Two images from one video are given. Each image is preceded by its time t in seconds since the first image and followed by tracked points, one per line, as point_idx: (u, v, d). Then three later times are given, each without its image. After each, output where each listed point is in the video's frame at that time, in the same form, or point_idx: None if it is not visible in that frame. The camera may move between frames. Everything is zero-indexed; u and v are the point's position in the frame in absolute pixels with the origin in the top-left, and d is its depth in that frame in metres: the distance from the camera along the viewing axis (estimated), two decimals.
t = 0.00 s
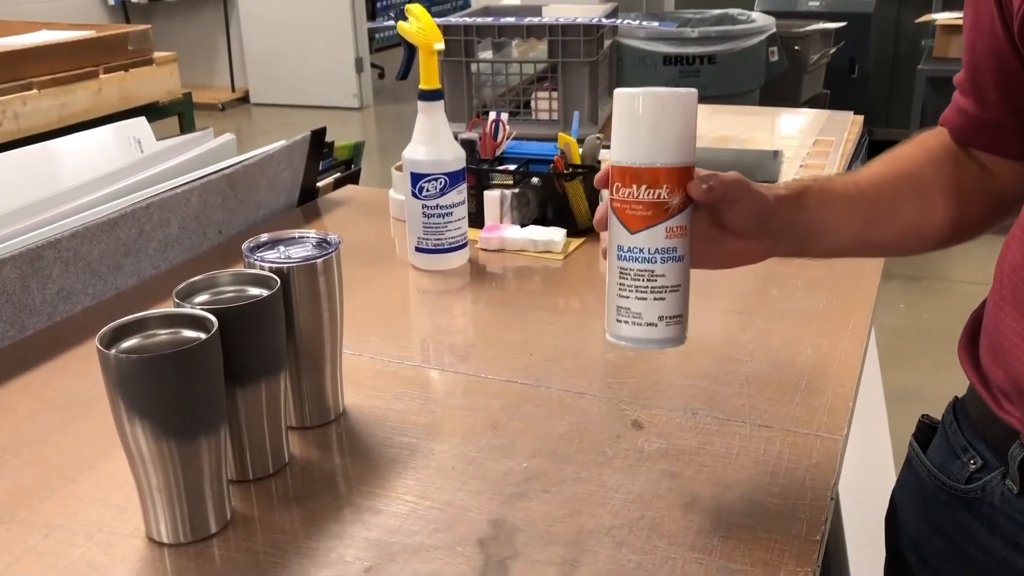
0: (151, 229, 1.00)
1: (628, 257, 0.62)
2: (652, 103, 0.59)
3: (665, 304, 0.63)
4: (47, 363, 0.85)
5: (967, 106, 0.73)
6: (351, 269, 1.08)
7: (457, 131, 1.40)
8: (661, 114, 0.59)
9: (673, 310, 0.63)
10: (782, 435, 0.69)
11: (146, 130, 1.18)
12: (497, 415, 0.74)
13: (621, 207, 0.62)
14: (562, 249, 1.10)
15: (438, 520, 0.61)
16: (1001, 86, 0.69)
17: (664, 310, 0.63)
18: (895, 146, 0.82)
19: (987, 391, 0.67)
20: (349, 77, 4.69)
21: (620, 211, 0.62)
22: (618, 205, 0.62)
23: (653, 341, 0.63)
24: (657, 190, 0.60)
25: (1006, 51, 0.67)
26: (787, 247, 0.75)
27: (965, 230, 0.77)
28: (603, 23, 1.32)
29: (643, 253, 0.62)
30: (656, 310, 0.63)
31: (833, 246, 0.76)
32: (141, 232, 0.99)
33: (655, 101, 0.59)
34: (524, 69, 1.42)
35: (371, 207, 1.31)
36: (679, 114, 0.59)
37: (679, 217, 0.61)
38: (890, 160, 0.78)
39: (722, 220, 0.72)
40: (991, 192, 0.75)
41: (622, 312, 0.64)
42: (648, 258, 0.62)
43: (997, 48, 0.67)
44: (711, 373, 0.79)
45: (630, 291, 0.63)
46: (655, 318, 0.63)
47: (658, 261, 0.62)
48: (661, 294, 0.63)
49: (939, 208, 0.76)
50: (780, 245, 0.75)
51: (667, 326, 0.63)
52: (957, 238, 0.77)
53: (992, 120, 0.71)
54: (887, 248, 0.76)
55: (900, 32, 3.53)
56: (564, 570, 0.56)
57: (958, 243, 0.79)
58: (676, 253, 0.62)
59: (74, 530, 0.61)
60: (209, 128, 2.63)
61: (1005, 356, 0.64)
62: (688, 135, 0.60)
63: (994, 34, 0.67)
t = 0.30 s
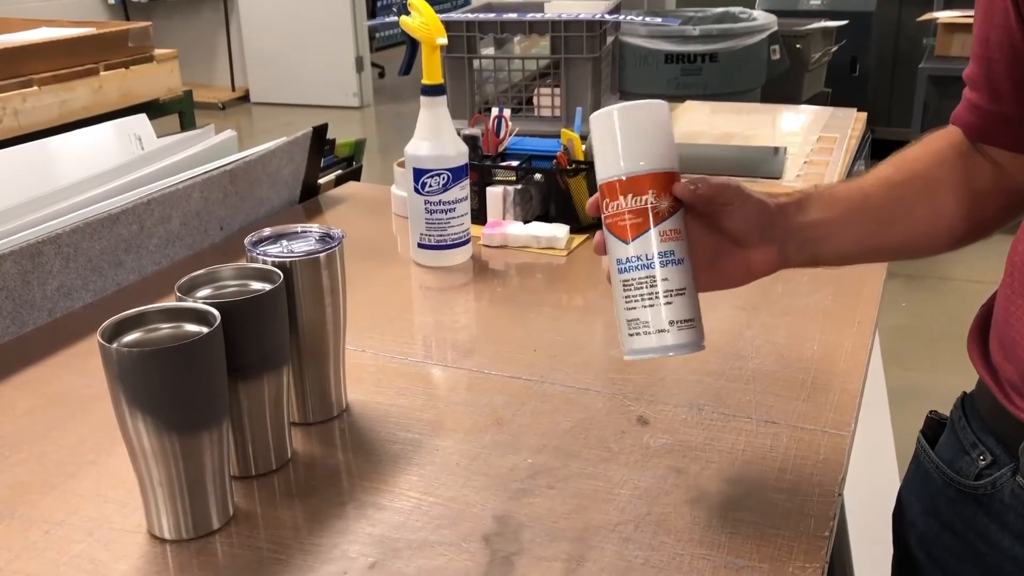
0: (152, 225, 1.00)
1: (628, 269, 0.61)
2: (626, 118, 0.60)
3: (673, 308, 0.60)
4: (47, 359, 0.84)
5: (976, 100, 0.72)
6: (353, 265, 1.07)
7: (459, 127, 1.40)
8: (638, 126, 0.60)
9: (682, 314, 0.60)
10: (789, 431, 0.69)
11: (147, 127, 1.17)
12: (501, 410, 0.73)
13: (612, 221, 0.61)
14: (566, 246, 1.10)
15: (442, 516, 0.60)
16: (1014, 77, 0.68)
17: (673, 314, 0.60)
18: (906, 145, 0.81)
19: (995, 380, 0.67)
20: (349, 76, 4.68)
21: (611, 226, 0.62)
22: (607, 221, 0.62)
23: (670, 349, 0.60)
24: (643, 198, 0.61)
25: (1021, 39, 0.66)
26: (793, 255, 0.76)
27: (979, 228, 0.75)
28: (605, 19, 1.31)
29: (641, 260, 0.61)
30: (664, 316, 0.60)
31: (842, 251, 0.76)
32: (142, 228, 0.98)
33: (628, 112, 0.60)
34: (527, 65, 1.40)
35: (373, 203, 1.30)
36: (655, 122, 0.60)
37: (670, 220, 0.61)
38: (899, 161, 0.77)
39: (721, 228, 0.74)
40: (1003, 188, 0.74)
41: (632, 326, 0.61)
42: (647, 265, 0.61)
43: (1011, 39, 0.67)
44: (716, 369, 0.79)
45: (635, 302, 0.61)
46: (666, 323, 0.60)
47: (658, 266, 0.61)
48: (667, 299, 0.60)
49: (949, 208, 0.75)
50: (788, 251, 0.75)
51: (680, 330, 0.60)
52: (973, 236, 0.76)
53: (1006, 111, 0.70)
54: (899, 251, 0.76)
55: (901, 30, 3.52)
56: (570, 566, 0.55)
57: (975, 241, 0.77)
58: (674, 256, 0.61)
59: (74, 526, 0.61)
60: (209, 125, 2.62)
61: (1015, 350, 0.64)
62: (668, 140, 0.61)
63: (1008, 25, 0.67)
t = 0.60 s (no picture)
0: (152, 220, 0.99)
1: (631, 249, 0.60)
2: (625, 105, 0.60)
3: (676, 286, 0.58)
4: (47, 353, 0.84)
5: (981, 96, 0.71)
6: (354, 261, 1.07)
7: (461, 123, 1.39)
8: (637, 113, 0.60)
9: (686, 293, 0.59)
10: (795, 425, 0.68)
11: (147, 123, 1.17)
12: (504, 405, 0.73)
13: (614, 203, 0.61)
14: (568, 241, 1.09)
15: (446, 510, 0.60)
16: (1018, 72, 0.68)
17: (676, 292, 0.58)
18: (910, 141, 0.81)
19: (1005, 376, 0.65)
20: (349, 75, 4.67)
21: (615, 208, 0.61)
22: (611, 203, 0.61)
23: (676, 328, 0.58)
24: (645, 175, 0.60)
25: None
26: (802, 242, 0.74)
27: (986, 222, 0.75)
28: (608, 14, 1.31)
29: (643, 239, 0.60)
30: (668, 294, 0.58)
31: (853, 240, 0.74)
32: (142, 223, 0.98)
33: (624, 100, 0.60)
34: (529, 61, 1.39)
35: (374, 199, 1.30)
36: (654, 109, 0.60)
37: (672, 199, 0.60)
38: (904, 155, 0.77)
39: (726, 209, 0.73)
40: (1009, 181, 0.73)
41: (636, 306, 0.59)
42: (650, 243, 0.59)
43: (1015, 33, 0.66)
44: (721, 364, 0.78)
45: (638, 281, 0.59)
46: (670, 302, 0.58)
47: (660, 244, 0.59)
48: (671, 276, 0.59)
49: (957, 200, 0.74)
50: (796, 237, 0.74)
51: (684, 309, 0.58)
52: (980, 230, 0.76)
53: (1011, 107, 0.69)
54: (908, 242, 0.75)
55: (902, 29, 3.51)
56: (576, 560, 0.54)
57: (981, 237, 0.77)
58: (677, 234, 0.60)
59: (75, 520, 0.60)
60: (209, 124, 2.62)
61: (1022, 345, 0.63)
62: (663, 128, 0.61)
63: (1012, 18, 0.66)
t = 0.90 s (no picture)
0: (153, 223, 0.99)
1: (613, 300, 0.61)
2: (600, 154, 0.61)
3: (658, 335, 0.59)
4: (49, 357, 0.84)
5: (969, 108, 0.72)
6: (355, 264, 1.07)
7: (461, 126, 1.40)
8: (612, 160, 0.61)
9: (668, 341, 0.59)
10: (794, 429, 0.69)
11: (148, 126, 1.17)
12: (505, 408, 0.73)
13: (597, 255, 0.62)
14: (568, 244, 1.10)
15: (447, 514, 0.60)
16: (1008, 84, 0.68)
17: (659, 341, 0.59)
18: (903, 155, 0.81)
19: (1001, 384, 0.66)
20: (349, 76, 4.68)
21: (597, 261, 0.62)
22: (594, 256, 0.62)
23: (660, 377, 0.58)
24: (622, 230, 0.61)
25: (1012, 46, 0.66)
26: (793, 275, 0.75)
27: (979, 235, 0.75)
28: (608, 17, 1.31)
29: (624, 291, 0.60)
30: (651, 343, 0.59)
31: (844, 268, 0.75)
32: (143, 226, 0.98)
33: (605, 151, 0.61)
34: (529, 63, 1.40)
35: (375, 202, 1.30)
36: (630, 156, 0.62)
37: (651, 251, 0.61)
38: (891, 176, 0.78)
39: (710, 253, 0.73)
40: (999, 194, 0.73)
41: (621, 356, 0.60)
42: (630, 294, 0.60)
43: (1002, 47, 0.66)
44: (720, 367, 0.78)
45: (622, 332, 0.60)
46: (652, 351, 0.59)
47: (641, 295, 0.60)
48: (652, 326, 0.59)
49: (947, 218, 0.75)
50: (786, 270, 0.74)
51: (666, 357, 0.59)
52: (972, 246, 0.76)
53: (1001, 119, 0.69)
54: (899, 266, 0.76)
55: (902, 30, 3.52)
56: (576, 564, 0.55)
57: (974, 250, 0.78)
58: (656, 284, 0.60)
59: (78, 524, 0.60)
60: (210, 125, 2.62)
61: (1018, 352, 0.64)
62: (643, 176, 0.62)
63: (999, 33, 0.66)
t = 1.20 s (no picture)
0: (152, 226, 0.99)
1: (605, 309, 0.61)
2: (602, 161, 0.61)
3: (649, 346, 0.60)
4: (47, 359, 0.84)
5: (962, 111, 0.72)
6: (353, 266, 1.07)
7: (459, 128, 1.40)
8: (614, 169, 0.61)
9: (659, 352, 0.60)
10: (791, 431, 0.69)
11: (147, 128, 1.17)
12: (503, 411, 0.73)
13: (591, 263, 0.62)
14: (567, 246, 1.10)
15: (444, 517, 0.60)
16: (1001, 87, 0.68)
17: (649, 352, 0.60)
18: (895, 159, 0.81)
19: (994, 388, 0.66)
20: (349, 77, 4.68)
21: (589, 268, 0.62)
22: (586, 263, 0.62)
23: (649, 388, 0.59)
24: (617, 239, 0.61)
25: (1003, 49, 0.66)
26: (788, 279, 0.75)
27: (973, 238, 0.76)
28: (606, 19, 1.31)
29: (616, 301, 0.60)
30: (642, 354, 0.60)
31: (839, 271, 0.75)
32: (142, 229, 0.98)
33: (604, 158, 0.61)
34: (527, 65, 1.41)
35: (373, 204, 1.30)
36: (630, 164, 0.62)
37: (644, 261, 0.61)
38: (885, 179, 0.78)
39: (705, 259, 0.73)
40: (992, 197, 0.74)
41: (611, 364, 0.61)
42: (622, 304, 0.60)
43: (994, 49, 0.66)
44: (718, 370, 0.79)
45: (612, 342, 0.61)
46: (642, 362, 0.60)
47: (633, 305, 0.60)
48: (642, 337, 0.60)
49: (942, 221, 0.75)
50: (781, 274, 0.74)
51: (656, 369, 0.60)
52: (965, 249, 0.76)
53: (994, 121, 0.70)
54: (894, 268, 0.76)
55: (901, 31, 3.52)
56: (573, 567, 0.55)
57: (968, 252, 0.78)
58: (648, 296, 0.60)
59: (76, 527, 0.60)
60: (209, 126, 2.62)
61: (1011, 356, 0.63)
62: (641, 183, 0.62)
63: (991, 35, 0.66)
